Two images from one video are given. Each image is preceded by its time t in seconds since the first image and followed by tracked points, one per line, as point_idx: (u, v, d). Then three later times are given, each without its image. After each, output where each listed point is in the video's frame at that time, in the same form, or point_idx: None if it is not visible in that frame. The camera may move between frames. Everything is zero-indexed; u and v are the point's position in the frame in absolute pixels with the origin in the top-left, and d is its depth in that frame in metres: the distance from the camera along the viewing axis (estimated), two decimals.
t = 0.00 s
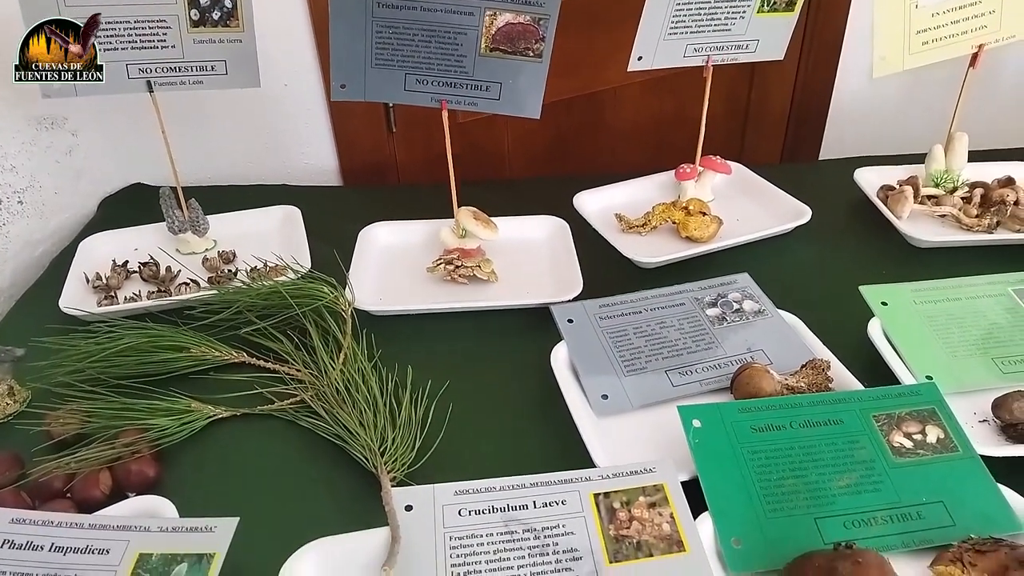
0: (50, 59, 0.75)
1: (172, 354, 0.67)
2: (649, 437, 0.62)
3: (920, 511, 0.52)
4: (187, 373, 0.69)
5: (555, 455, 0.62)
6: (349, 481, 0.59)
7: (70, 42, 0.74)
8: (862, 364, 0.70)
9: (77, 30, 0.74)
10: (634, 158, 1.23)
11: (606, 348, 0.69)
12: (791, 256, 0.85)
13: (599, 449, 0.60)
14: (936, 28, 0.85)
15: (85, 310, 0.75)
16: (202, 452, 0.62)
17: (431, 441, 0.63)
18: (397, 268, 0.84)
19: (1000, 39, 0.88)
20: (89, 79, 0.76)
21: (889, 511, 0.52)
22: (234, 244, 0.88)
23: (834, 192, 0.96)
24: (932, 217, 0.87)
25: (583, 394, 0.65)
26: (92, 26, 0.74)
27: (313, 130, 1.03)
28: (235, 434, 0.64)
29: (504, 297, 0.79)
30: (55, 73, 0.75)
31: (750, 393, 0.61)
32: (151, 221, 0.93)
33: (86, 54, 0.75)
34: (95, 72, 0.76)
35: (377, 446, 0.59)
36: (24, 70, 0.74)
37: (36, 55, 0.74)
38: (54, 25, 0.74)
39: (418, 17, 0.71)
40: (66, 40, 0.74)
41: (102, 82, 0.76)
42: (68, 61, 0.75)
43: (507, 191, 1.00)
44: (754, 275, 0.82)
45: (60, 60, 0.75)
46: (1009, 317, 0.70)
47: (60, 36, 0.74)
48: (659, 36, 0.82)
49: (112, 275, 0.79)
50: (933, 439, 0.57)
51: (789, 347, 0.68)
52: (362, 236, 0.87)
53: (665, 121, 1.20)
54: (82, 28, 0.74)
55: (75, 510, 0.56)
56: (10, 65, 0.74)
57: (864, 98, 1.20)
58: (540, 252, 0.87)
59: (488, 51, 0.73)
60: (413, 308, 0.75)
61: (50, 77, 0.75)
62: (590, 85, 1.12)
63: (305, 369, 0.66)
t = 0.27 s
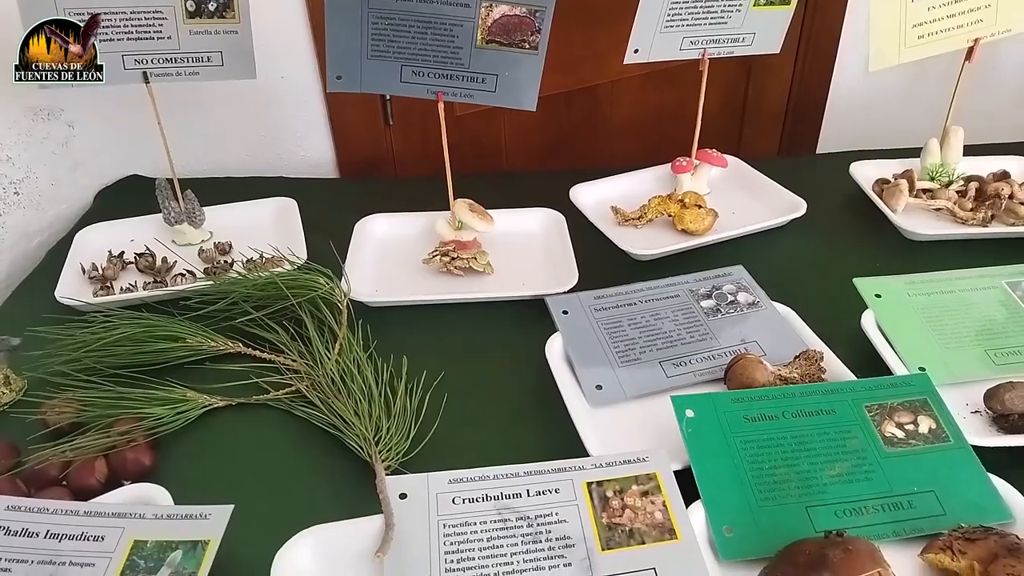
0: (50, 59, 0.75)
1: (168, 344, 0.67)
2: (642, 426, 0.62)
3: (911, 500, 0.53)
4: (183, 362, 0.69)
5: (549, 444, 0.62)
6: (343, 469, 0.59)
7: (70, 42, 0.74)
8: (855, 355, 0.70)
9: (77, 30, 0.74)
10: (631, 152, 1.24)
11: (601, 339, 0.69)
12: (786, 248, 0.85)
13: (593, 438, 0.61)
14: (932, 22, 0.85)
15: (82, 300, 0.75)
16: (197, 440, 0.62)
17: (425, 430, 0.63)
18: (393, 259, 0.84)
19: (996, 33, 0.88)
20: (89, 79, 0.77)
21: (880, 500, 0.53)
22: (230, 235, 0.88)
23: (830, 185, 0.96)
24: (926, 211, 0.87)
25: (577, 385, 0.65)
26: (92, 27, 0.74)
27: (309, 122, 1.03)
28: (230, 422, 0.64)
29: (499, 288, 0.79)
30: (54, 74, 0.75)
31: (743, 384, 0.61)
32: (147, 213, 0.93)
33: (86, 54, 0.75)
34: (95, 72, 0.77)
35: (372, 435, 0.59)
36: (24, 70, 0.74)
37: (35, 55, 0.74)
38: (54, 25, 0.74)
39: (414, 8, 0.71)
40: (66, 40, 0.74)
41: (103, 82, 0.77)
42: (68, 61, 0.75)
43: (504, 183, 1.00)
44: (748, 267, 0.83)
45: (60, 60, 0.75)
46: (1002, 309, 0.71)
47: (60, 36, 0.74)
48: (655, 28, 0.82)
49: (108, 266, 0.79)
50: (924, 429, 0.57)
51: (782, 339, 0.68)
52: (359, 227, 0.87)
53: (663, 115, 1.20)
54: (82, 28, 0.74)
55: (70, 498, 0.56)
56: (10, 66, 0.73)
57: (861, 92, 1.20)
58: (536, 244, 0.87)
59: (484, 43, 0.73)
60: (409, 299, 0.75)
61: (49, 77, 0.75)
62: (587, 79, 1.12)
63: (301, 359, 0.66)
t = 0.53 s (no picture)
0: (50, 59, 0.76)
1: (168, 335, 0.68)
2: (640, 418, 0.62)
3: (908, 491, 0.53)
4: (183, 354, 0.69)
5: (547, 435, 0.62)
6: (342, 460, 0.60)
7: (70, 42, 0.75)
8: (853, 347, 0.70)
9: (77, 30, 0.75)
10: (631, 144, 1.23)
11: (599, 330, 0.69)
12: (785, 241, 0.85)
13: (591, 429, 0.61)
14: (932, 13, 0.85)
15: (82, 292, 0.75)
16: (197, 430, 0.63)
17: (424, 422, 0.63)
18: (393, 251, 0.84)
19: (996, 25, 0.88)
20: (90, 79, 0.77)
21: (876, 491, 0.53)
22: (230, 227, 0.88)
23: (829, 178, 0.96)
24: (925, 203, 0.87)
25: (575, 376, 0.65)
26: (92, 26, 0.75)
27: (309, 115, 1.03)
28: (230, 413, 0.64)
29: (498, 280, 0.79)
30: (54, 73, 0.77)
31: (740, 375, 0.61)
32: (148, 205, 0.94)
33: (86, 54, 0.76)
34: (95, 72, 0.77)
35: (370, 426, 0.59)
36: (24, 70, 0.76)
37: (35, 55, 0.76)
38: (54, 25, 0.75)
39: None
40: (65, 40, 0.75)
41: (102, 80, 0.77)
42: (68, 61, 0.76)
43: (503, 176, 1.00)
44: (747, 259, 0.83)
45: (60, 60, 0.76)
46: (1000, 301, 0.71)
47: (60, 36, 0.75)
48: (655, 20, 0.82)
49: (108, 258, 0.79)
50: (921, 420, 0.57)
51: (780, 330, 0.69)
52: (358, 218, 0.87)
53: (663, 108, 1.20)
54: (82, 28, 0.75)
55: (70, 487, 0.56)
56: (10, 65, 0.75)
57: (862, 85, 1.20)
58: (535, 236, 0.87)
59: (483, 34, 0.73)
60: (408, 291, 0.75)
61: (50, 77, 0.77)
62: (587, 72, 1.12)
63: (300, 351, 0.66)
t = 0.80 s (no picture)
0: (50, 59, 0.75)
1: (164, 324, 0.68)
2: (635, 409, 0.62)
3: (900, 483, 0.53)
4: (179, 343, 0.69)
5: (541, 426, 0.62)
6: (336, 449, 0.60)
7: (70, 42, 0.75)
8: (848, 340, 0.70)
9: (77, 30, 0.75)
10: (629, 138, 1.23)
11: (594, 322, 0.69)
12: (782, 234, 0.85)
13: (585, 420, 0.61)
14: (931, 7, 0.84)
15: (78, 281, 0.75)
16: (192, 419, 0.63)
17: (418, 412, 0.64)
18: (389, 242, 0.84)
19: (995, 19, 0.88)
20: (89, 79, 0.77)
21: (869, 482, 0.53)
22: (227, 218, 0.88)
23: (827, 172, 0.96)
24: (922, 197, 0.87)
25: (570, 367, 0.65)
26: (92, 26, 0.75)
27: (306, 106, 1.03)
28: (225, 402, 0.64)
29: (495, 272, 0.79)
30: (54, 74, 0.76)
31: (735, 367, 0.62)
32: (145, 195, 0.93)
33: (86, 54, 0.76)
34: (95, 72, 0.77)
35: (365, 415, 0.59)
36: (24, 70, 0.75)
37: (35, 55, 0.75)
38: (53, 25, 0.75)
39: None
40: (65, 40, 0.75)
41: (103, 81, 0.77)
42: (68, 61, 0.76)
43: (501, 168, 1.00)
44: (743, 252, 0.83)
45: (60, 60, 0.75)
46: (995, 295, 0.71)
47: (60, 36, 0.75)
48: (653, 12, 0.82)
49: (104, 248, 0.79)
50: (915, 413, 0.57)
51: (775, 323, 0.69)
52: (355, 210, 0.87)
53: (662, 102, 1.20)
54: (82, 28, 0.75)
55: (65, 475, 0.56)
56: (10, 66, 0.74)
57: (861, 79, 1.20)
58: (532, 228, 0.87)
59: (480, 25, 0.73)
60: (404, 283, 0.75)
61: (50, 77, 0.76)
62: (586, 65, 1.11)
63: (295, 341, 0.66)
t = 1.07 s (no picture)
0: (50, 59, 0.76)
1: (157, 314, 0.68)
2: (628, 400, 0.62)
3: (891, 473, 0.53)
4: (173, 333, 0.69)
5: (534, 417, 0.62)
6: (329, 439, 0.60)
7: (70, 42, 0.76)
8: (841, 332, 0.70)
9: (77, 30, 0.76)
10: (626, 130, 1.23)
11: (588, 313, 0.69)
12: (777, 227, 0.85)
13: (578, 410, 0.61)
14: None
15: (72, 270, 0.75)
16: (186, 408, 0.63)
17: (412, 402, 0.64)
18: (384, 233, 0.84)
19: (991, 12, 0.88)
20: (90, 78, 0.78)
21: (860, 473, 0.53)
22: (221, 208, 0.88)
23: (823, 165, 0.96)
24: (918, 190, 0.87)
25: (564, 358, 0.66)
26: (92, 26, 0.76)
27: (302, 96, 1.03)
28: (219, 391, 0.64)
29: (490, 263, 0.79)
30: (55, 73, 0.77)
31: (728, 358, 0.62)
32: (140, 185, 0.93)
33: (86, 54, 0.77)
34: (95, 71, 0.78)
35: (358, 405, 0.59)
36: (24, 70, 0.76)
37: (35, 55, 0.76)
38: (53, 25, 0.75)
39: None
40: (65, 40, 0.76)
41: (103, 81, 0.79)
42: (68, 61, 0.77)
43: (497, 159, 1.00)
44: (738, 245, 0.83)
45: (60, 60, 0.77)
46: (988, 288, 0.71)
47: (60, 36, 0.76)
48: (649, 3, 0.82)
49: (99, 237, 0.79)
50: (906, 404, 0.57)
51: (768, 315, 0.69)
52: (350, 200, 0.87)
53: (659, 94, 1.20)
54: (82, 28, 0.76)
55: (59, 463, 0.57)
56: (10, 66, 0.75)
57: (858, 72, 1.20)
58: (527, 220, 0.87)
59: (475, 15, 0.73)
60: (399, 273, 0.75)
61: (50, 77, 0.77)
62: (583, 56, 1.11)
63: (289, 331, 0.66)
